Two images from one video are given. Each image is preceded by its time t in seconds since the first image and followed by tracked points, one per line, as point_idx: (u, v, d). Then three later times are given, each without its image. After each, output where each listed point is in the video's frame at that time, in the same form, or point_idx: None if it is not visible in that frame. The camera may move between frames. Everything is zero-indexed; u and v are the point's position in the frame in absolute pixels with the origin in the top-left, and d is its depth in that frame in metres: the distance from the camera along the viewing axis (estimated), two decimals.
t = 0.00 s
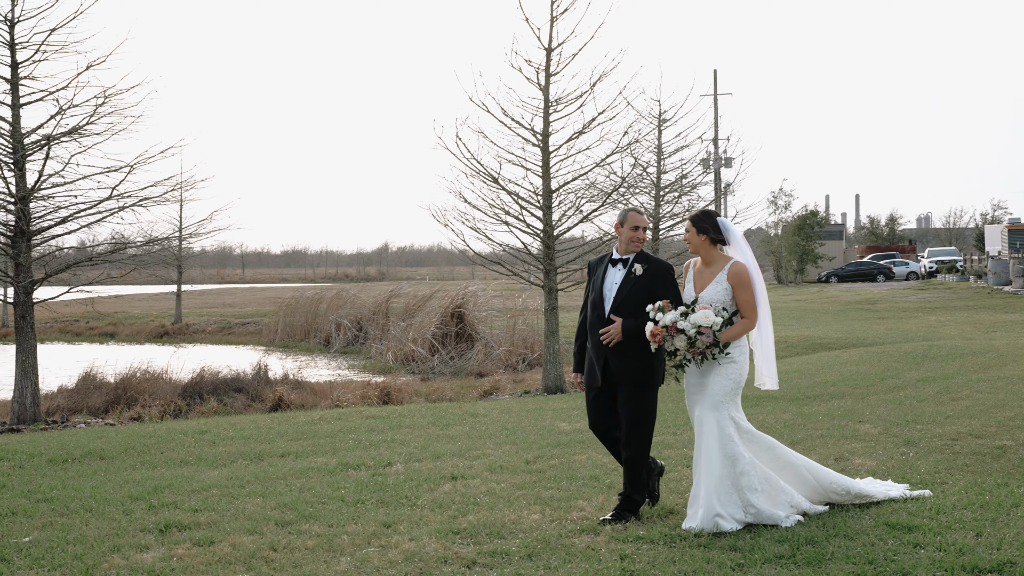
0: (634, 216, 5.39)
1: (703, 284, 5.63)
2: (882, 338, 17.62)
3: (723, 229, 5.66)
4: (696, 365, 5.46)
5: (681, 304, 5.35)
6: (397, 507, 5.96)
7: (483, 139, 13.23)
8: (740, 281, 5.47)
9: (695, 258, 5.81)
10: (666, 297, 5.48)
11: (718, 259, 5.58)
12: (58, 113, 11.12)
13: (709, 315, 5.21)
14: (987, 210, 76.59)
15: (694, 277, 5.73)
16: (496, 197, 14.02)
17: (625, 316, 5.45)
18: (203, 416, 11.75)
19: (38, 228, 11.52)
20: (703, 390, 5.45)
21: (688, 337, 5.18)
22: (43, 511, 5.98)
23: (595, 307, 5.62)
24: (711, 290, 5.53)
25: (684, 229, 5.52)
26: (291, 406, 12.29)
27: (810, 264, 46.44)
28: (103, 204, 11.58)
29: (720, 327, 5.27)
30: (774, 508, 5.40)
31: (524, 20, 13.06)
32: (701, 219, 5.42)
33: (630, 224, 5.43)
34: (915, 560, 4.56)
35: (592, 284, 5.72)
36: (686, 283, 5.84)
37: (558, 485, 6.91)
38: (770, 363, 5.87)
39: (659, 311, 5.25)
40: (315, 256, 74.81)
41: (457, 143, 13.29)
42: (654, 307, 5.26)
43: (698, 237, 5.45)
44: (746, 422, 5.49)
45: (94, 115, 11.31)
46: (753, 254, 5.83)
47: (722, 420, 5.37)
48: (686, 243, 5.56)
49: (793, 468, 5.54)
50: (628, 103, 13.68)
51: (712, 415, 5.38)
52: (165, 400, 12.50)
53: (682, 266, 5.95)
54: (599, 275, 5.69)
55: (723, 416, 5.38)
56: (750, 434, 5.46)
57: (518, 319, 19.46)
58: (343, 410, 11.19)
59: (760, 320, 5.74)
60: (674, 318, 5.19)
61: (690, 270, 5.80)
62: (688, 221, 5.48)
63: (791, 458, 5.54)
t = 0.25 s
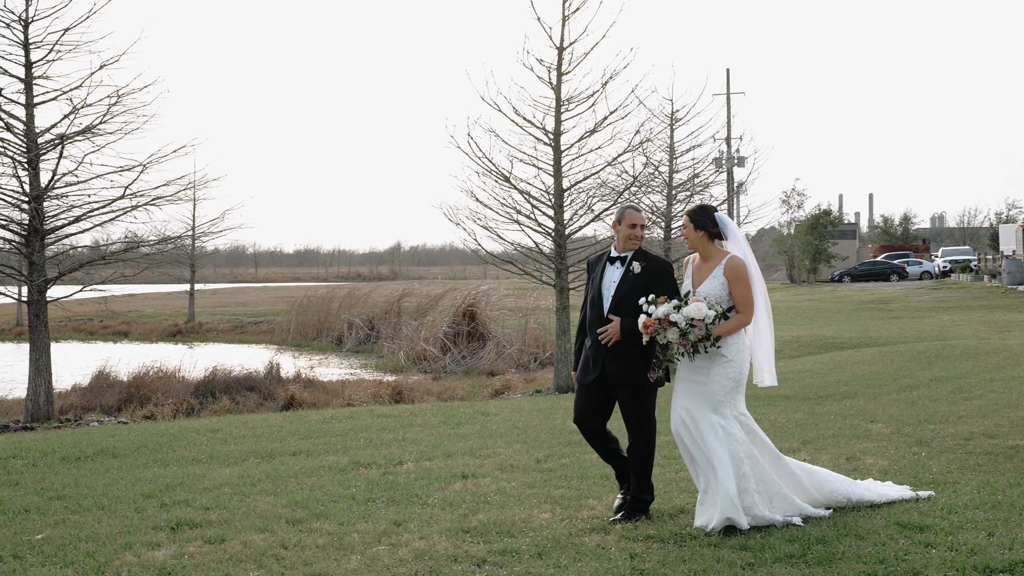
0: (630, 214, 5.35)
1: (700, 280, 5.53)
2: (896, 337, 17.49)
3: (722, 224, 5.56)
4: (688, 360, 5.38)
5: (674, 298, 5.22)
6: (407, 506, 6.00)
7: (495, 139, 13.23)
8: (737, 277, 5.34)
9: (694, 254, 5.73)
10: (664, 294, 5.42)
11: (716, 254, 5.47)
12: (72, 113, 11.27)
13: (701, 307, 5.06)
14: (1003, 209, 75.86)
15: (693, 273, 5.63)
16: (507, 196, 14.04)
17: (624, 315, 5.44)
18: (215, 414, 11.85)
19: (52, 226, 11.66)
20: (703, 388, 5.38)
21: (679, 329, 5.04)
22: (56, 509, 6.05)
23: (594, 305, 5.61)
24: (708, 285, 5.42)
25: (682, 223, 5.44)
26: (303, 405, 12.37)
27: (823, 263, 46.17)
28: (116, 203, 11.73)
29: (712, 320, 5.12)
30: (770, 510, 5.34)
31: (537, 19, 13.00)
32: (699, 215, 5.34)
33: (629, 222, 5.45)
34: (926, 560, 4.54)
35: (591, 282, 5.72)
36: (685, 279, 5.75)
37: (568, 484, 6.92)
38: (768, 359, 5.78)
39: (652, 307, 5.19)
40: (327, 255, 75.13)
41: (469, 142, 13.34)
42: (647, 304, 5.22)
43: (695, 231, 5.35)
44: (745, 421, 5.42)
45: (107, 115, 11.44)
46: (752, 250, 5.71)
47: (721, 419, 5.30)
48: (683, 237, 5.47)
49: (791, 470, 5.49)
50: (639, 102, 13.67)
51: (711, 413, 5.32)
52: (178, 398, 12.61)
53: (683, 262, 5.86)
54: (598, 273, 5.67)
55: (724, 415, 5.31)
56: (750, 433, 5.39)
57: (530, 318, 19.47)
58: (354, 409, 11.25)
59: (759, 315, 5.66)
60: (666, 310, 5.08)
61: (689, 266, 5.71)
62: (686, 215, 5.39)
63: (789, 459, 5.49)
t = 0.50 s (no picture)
0: (627, 214, 5.38)
1: (701, 279, 5.51)
2: (910, 337, 17.36)
3: (721, 223, 5.55)
4: (686, 357, 5.32)
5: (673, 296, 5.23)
6: (419, 505, 6.04)
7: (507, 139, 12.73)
8: (737, 276, 5.31)
9: (695, 253, 5.70)
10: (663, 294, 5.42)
11: (716, 253, 5.45)
12: (86, 113, 11.41)
13: (698, 301, 5.04)
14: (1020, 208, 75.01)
15: (693, 272, 5.61)
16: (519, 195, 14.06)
17: (623, 316, 5.45)
18: (228, 414, 11.95)
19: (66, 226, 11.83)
20: (703, 389, 5.31)
21: (677, 323, 5.00)
22: (69, 507, 6.14)
23: (594, 307, 5.62)
24: (708, 284, 5.41)
25: (680, 222, 5.42)
26: (316, 404, 12.45)
27: (837, 262, 45.85)
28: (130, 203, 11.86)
29: (711, 315, 5.08)
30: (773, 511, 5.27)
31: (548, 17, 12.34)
32: (698, 213, 5.32)
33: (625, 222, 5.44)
34: (939, 560, 4.52)
35: (590, 282, 5.72)
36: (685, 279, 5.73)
37: (579, 484, 6.94)
38: (769, 357, 5.73)
39: (651, 302, 5.21)
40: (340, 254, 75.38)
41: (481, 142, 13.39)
42: (647, 299, 5.25)
43: (694, 230, 5.33)
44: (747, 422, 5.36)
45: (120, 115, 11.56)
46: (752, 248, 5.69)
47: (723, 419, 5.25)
48: (682, 236, 5.46)
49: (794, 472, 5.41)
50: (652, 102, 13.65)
51: (712, 414, 5.27)
52: (191, 397, 12.73)
53: (683, 261, 5.84)
54: (597, 275, 5.68)
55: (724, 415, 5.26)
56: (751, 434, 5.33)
57: (542, 318, 19.49)
58: (367, 408, 11.30)
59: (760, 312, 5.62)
60: (664, 306, 5.09)
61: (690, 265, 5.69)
62: (684, 214, 5.38)
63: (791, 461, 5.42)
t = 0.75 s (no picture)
0: (623, 216, 5.40)
1: (699, 281, 5.51)
2: (928, 337, 17.22)
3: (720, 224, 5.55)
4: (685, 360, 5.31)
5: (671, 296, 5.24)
6: (433, 504, 6.10)
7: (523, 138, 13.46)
8: (735, 278, 5.31)
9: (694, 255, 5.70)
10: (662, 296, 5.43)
11: (715, 255, 5.45)
12: (104, 114, 11.60)
13: (695, 302, 5.05)
14: None
15: (692, 274, 5.61)
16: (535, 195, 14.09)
17: (623, 320, 5.43)
18: (245, 413, 12.09)
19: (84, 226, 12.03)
20: (704, 392, 5.30)
21: (673, 323, 5.00)
22: (86, 505, 6.25)
23: (592, 311, 5.58)
24: (706, 286, 5.41)
25: (680, 223, 5.41)
26: (332, 404, 12.56)
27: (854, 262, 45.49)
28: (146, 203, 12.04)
29: (706, 317, 5.09)
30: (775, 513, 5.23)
31: (564, 20, 13.13)
32: (698, 215, 5.30)
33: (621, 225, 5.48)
34: (954, 561, 4.51)
35: (588, 287, 5.68)
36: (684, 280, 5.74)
37: (594, 483, 6.96)
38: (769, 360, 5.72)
39: (649, 300, 5.24)
40: (356, 253, 75.75)
41: (496, 142, 13.45)
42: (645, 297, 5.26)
43: (694, 232, 5.32)
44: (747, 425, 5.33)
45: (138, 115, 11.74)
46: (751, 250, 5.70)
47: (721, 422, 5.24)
48: (681, 237, 5.46)
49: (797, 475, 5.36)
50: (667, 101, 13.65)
51: (712, 417, 5.25)
52: (208, 397, 12.87)
53: (681, 262, 5.84)
54: (595, 279, 5.64)
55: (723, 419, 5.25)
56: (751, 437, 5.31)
57: (557, 318, 19.51)
58: (382, 407, 11.39)
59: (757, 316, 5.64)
60: (661, 305, 5.11)
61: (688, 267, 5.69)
62: (684, 216, 5.36)
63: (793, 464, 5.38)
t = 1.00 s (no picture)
0: (616, 218, 5.44)
1: (695, 284, 5.49)
2: (945, 336, 17.07)
3: (717, 228, 5.56)
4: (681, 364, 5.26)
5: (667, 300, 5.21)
6: (447, 502, 6.15)
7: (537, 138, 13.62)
8: (732, 281, 5.30)
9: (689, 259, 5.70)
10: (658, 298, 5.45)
11: (711, 258, 5.46)
12: (120, 114, 11.76)
13: (690, 306, 5.02)
14: None
15: (688, 277, 5.60)
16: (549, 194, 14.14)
17: (620, 321, 5.46)
18: (260, 412, 12.21)
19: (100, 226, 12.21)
20: (700, 394, 5.25)
21: (668, 327, 4.98)
22: (102, 503, 6.36)
23: (588, 312, 5.60)
24: (703, 289, 5.39)
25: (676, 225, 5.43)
26: (347, 403, 12.66)
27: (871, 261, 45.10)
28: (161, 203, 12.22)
29: (701, 321, 5.05)
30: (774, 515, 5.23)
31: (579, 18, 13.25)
32: (695, 217, 5.34)
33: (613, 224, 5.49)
34: (968, 560, 4.50)
35: (584, 288, 5.72)
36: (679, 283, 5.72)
37: (607, 482, 6.99)
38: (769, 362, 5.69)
39: (645, 303, 5.21)
40: (371, 253, 76.04)
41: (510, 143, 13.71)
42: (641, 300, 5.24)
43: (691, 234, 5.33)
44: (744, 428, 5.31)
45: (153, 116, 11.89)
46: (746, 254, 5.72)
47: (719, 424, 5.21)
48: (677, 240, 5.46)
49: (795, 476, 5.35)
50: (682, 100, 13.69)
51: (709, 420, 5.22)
52: (223, 396, 13.01)
53: (676, 268, 5.83)
54: (591, 281, 5.67)
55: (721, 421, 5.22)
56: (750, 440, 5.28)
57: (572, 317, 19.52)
58: (397, 406, 11.47)
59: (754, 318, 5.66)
60: (655, 308, 5.08)
61: (684, 270, 5.68)
62: (681, 218, 5.39)
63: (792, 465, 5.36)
